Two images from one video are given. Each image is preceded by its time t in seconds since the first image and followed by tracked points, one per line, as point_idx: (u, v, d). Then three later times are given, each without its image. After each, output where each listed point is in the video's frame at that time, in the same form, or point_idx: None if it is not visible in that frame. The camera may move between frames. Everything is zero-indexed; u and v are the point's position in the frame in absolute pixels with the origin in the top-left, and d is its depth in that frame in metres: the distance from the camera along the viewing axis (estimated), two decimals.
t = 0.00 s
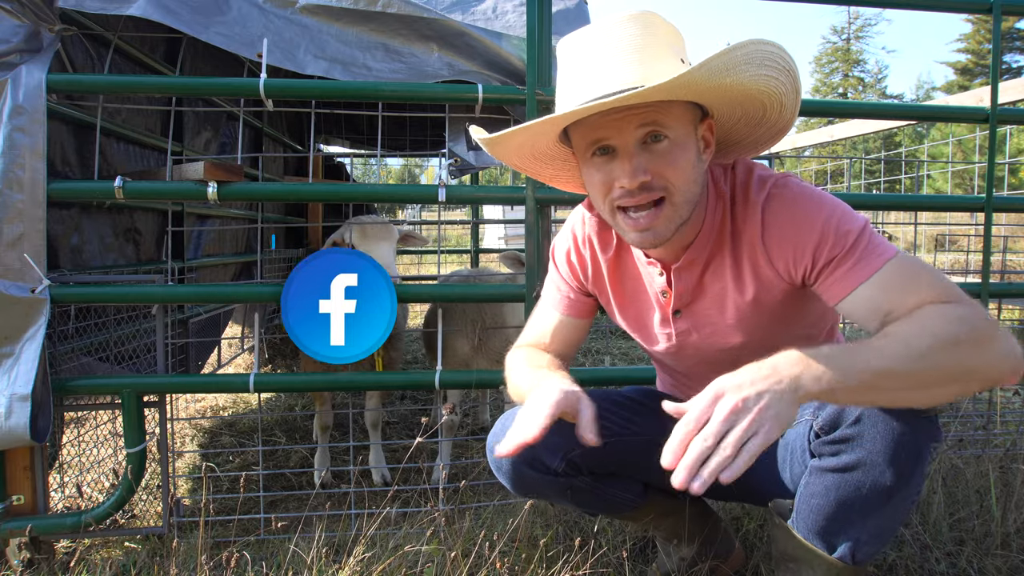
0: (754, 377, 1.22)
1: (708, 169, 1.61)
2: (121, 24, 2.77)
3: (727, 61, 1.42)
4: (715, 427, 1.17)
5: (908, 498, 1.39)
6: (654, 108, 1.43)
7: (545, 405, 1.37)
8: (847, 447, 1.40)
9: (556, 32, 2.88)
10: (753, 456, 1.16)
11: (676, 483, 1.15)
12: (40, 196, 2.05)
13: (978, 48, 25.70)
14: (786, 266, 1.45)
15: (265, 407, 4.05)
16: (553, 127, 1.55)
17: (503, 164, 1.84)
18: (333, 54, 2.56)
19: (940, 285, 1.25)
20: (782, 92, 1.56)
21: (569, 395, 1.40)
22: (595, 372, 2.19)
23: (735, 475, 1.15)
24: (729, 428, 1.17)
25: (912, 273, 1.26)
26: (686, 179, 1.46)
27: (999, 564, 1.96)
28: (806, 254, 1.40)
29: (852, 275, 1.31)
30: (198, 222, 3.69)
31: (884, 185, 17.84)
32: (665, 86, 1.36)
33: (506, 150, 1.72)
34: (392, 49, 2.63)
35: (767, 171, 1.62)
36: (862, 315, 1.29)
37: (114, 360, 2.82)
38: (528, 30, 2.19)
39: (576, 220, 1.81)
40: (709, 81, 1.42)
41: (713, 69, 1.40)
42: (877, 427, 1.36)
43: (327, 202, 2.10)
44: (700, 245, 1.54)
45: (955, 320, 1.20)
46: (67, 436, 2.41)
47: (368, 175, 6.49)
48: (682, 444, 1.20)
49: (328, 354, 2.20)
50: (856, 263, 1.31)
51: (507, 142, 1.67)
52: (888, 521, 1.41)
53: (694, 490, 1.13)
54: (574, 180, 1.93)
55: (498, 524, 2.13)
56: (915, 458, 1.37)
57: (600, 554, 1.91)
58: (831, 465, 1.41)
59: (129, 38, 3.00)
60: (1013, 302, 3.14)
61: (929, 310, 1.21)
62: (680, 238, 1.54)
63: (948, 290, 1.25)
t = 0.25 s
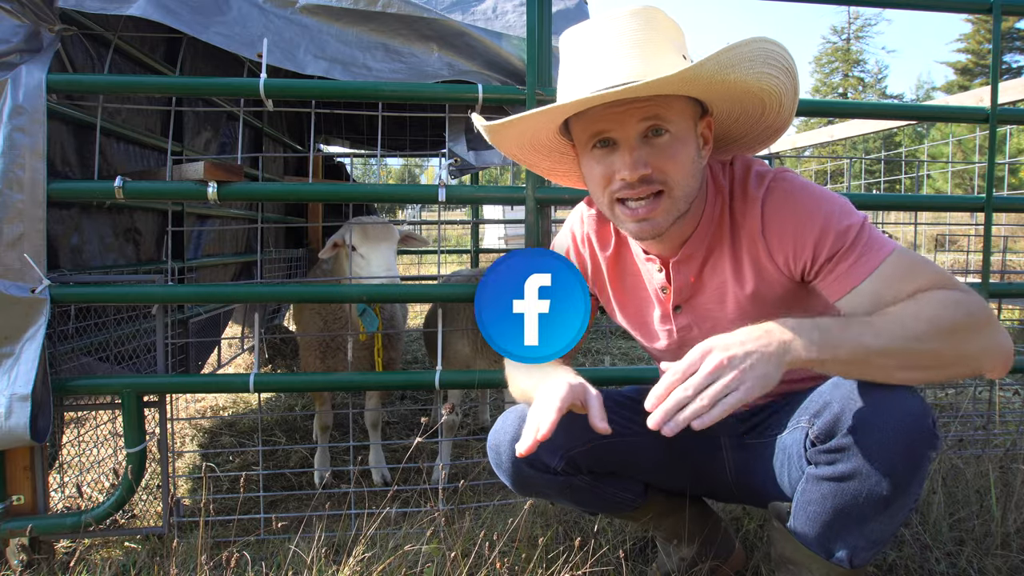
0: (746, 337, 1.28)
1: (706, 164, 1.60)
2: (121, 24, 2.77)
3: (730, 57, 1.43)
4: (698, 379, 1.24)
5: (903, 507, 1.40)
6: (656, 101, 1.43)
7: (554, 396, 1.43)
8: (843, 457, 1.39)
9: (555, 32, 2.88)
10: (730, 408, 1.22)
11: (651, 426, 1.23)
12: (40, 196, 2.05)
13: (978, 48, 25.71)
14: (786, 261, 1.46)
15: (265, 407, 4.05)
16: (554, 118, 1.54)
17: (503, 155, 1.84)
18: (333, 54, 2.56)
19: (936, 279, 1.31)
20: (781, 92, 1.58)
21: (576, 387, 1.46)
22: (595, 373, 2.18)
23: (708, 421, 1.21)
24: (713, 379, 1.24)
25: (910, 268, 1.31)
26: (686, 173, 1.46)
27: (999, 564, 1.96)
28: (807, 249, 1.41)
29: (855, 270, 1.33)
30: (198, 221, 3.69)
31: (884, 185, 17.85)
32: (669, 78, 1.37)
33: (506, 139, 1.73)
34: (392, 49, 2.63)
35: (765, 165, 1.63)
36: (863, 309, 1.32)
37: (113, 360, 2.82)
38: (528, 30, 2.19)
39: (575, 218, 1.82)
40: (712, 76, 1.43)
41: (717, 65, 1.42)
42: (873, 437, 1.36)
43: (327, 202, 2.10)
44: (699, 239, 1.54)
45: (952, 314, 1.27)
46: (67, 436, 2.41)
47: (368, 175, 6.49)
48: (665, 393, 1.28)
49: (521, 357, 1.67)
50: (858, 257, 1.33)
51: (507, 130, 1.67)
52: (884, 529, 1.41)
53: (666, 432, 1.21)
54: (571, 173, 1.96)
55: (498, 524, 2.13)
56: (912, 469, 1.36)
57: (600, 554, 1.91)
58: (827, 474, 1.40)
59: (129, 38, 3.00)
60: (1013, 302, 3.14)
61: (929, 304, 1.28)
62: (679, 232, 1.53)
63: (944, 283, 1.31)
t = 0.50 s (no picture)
0: (737, 374, 1.31)
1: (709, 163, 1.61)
2: (121, 24, 2.77)
3: (735, 51, 1.44)
4: (691, 420, 1.27)
5: (906, 509, 1.40)
6: (659, 97, 1.44)
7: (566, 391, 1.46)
8: (845, 457, 1.39)
9: (556, 32, 2.88)
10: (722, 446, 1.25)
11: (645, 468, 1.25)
12: (40, 196, 2.05)
13: (978, 48, 25.71)
14: (787, 262, 1.46)
15: (265, 407, 4.05)
16: (557, 113, 1.55)
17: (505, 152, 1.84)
18: (333, 54, 2.56)
19: (940, 284, 1.31)
20: (783, 89, 1.58)
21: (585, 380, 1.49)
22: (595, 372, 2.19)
23: (701, 462, 1.25)
24: (706, 418, 1.27)
25: (912, 273, 1.31)
26: (688, 170, 1.47)
27: (999, 564, 1.96)
28: (808, 252, 1.41)
29: (856, 274, 1.33)
30: (198, 221, 3.69)
31: (884, 185, 17.84)
32: (672, 72, 1.38)
33: (508, 135, 1.73)
34: (392, 49, 2.63)
35: (767, 165, 1.63)
36: (863, 313, 1.34)
37: (113, 360, 2.82)
38: (528, 31, 2.19)
39: (574, 219, 1.83)
40: (717, 69, 1.44)
41: (723, 58, 1.42)
42: (875, 439, 1.36)
43: (327, 202, 2.10)
44: (702, 238, 1.54)
45: (954, 321, 1.27)
46: (66, 436, 2.41)
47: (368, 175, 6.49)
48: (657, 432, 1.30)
49: (532, 357, 1.67)
50: (860, 261, 1.34)
51: (509, 126, 1.67)
52: (886, 530, 1.41)
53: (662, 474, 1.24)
54: (573, 173, 1.95)
55: (498, 524, 2.13)
56: (915, 471, 1.35)
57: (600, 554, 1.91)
58: (829, 474, 1.40)
59: (129, 38, 3.00)
60: (1013, 302, 3.14)
61: (931, 311, 1.28)
62: (682, 231, 1.54)
63: (947, 289, 1.31)
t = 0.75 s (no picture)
0: (739, 404, 1.28)
1: (705, 160, 1.61)
2: (121, 24, 2.77)
3: (745, 51, 1.45)
4: (701, 464, 1.27)
5: (903, 513, 1.40)
6: (664, 94, 1.44)
7: (592, 395, 1.42)
8: (842, 460, 1.40)
9: (556, 32, 2.88)
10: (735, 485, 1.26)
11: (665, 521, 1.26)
12: (40, 196, 2.05)
13: (978, 48, 25.71)
14: (780, 261, 1.46)
15: (265, 407, 4.05)
16: (560, 106, 1.54)
17: (502, 145, 1.83)
18: (333, 54, 2.56)
19: (934, 286, 1.30)
20: (783, 90, 1.60)
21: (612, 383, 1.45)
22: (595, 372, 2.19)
23: (718, 507, 1.25)
24: (715, 461, 1.26)
25: (906, 274, 1.30)
26: (690, 167, 1.47)
27: (999, 564, 1.96)
28: (800, 252, 1.41)
29: (849, 274, 1.33)
30: (198, 222, 3.69)
31: (884, 185, 17.85)
32: (681, 70, 1.38)
33: (509, 128, 1.72)
34: (392, 49, 2.63)
35: (761, 164, 1.64)
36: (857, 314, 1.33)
37: (113, 360, 2.82)
38: (528, 31, 2.19)
39: (574, 214, 1.83)
40: (726, 69, 1.44)
41: (736, 57, 1.44)
42: (873, 443, 1.36)
43: (327, 202, 2.10)
44: (696, 235, 1.54)
45: (946, 324, 1.27)
46: (67, 436, 2.41)
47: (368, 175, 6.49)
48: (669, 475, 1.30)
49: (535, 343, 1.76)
50: (852, 262, 1.33)
51: (511, 118, 1.66)
52: (884, 534, 1.41)
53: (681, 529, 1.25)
54: (566, 169, 1.96)
55: (498, 524, 2.13)
56: (912, 475, 1.36)
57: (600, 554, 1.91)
58: (826, 477, 1.41)
59: (129, 38, 3.00)
60: (1013, 302, 3.14)
61: (924, 315, 1.28)
62: (679, 227, 1.54)
63: (941, 292, 1.31)
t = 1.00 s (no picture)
0: (729, 397, 1.30)
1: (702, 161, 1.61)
2: (121, 24, 2.77)
3: (744, 52, 1.46)
4: (685, 452, 1.28)
5: (901, 514, 1.40)
6: (662, 92, 1.45)
7: (586, 408, 1.41)
8: (837, 464, 1.40)
9: (556, 32, 2.88)
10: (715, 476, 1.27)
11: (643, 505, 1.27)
12: (40, 196, 2.05)
13: (978, 48, 25.72)
14: (776, 264, 1.46)
15: (265, 407, 4.05)
16: (559, 100, 1.54)
17: (499, 136, 1.83)
18: (332, 54, 2.56)
19: (931, 292, 1.30)
20: (782, 92, 1.60)
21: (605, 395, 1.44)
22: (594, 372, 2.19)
23: (696, 494, 1.27)
24: (699, 449, 1.28)
25: (902, 279, 1.30)
26: (687, 166, 1.48)
27: (999, 564, 1.96)
28: (797, 255, 1.41)
29: (846, 279, 1.33)
30: (198, 222, 3.69)
31: (884, 185, 17.85)
32: (681, 70, 1.38)
33: (508, 119, 1.72)
34: (392, 49, 2.63)
35: (757, 164, 1.64)
36: (855, 318, 1.33)
37: (113, 360, 2.82)
38: (528, 31, 2.19)
39: (570, 215, 1.81)
40: (726, 69, 1.45)
41: (735, 57, 1.44)
42: (868, 446, 1.36)
43: (327, 203, 2.10)
44: (692, 234, 1.54)
45: (942, 330, 1.27)
46: (66, 436, 2.40)
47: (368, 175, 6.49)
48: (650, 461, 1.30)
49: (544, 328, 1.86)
50: (849, 266, 1.33)
51: (509, 109, 1.66)
52: (882, 535, 1.41)
53: (658, 512, 1.26)
54: (563, 163, 1.96)
55: (498, 524, 2.14)
56: (907, 477, 1.36)
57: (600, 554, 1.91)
58: (822, 480, 1.41)
59: (129, 38, 3.00)
60: (1013, 302, 3.14)
61: (921, 320, 1.28)
62: (674, 226, 1.54)
63: (939, 297, 1.30)
